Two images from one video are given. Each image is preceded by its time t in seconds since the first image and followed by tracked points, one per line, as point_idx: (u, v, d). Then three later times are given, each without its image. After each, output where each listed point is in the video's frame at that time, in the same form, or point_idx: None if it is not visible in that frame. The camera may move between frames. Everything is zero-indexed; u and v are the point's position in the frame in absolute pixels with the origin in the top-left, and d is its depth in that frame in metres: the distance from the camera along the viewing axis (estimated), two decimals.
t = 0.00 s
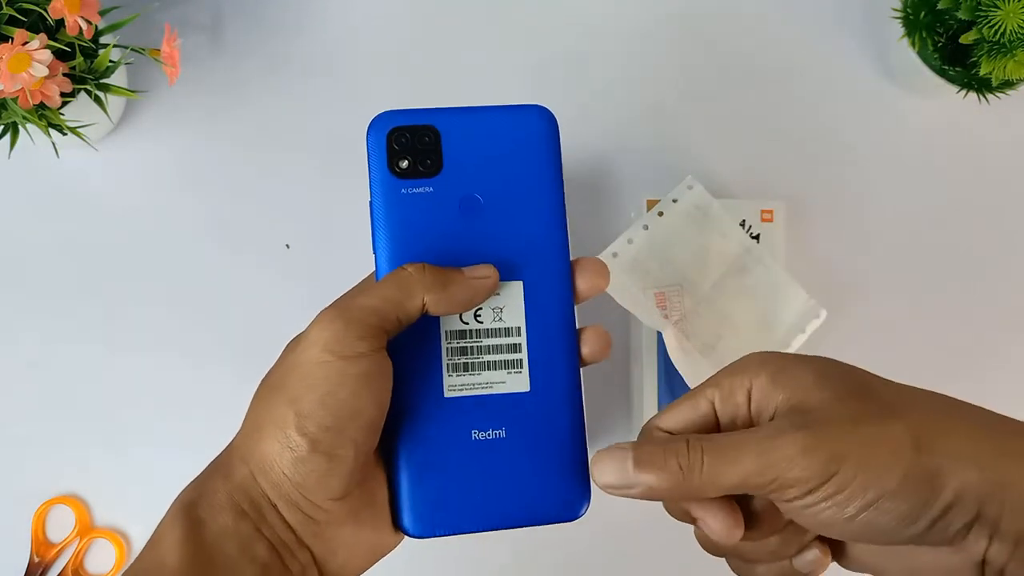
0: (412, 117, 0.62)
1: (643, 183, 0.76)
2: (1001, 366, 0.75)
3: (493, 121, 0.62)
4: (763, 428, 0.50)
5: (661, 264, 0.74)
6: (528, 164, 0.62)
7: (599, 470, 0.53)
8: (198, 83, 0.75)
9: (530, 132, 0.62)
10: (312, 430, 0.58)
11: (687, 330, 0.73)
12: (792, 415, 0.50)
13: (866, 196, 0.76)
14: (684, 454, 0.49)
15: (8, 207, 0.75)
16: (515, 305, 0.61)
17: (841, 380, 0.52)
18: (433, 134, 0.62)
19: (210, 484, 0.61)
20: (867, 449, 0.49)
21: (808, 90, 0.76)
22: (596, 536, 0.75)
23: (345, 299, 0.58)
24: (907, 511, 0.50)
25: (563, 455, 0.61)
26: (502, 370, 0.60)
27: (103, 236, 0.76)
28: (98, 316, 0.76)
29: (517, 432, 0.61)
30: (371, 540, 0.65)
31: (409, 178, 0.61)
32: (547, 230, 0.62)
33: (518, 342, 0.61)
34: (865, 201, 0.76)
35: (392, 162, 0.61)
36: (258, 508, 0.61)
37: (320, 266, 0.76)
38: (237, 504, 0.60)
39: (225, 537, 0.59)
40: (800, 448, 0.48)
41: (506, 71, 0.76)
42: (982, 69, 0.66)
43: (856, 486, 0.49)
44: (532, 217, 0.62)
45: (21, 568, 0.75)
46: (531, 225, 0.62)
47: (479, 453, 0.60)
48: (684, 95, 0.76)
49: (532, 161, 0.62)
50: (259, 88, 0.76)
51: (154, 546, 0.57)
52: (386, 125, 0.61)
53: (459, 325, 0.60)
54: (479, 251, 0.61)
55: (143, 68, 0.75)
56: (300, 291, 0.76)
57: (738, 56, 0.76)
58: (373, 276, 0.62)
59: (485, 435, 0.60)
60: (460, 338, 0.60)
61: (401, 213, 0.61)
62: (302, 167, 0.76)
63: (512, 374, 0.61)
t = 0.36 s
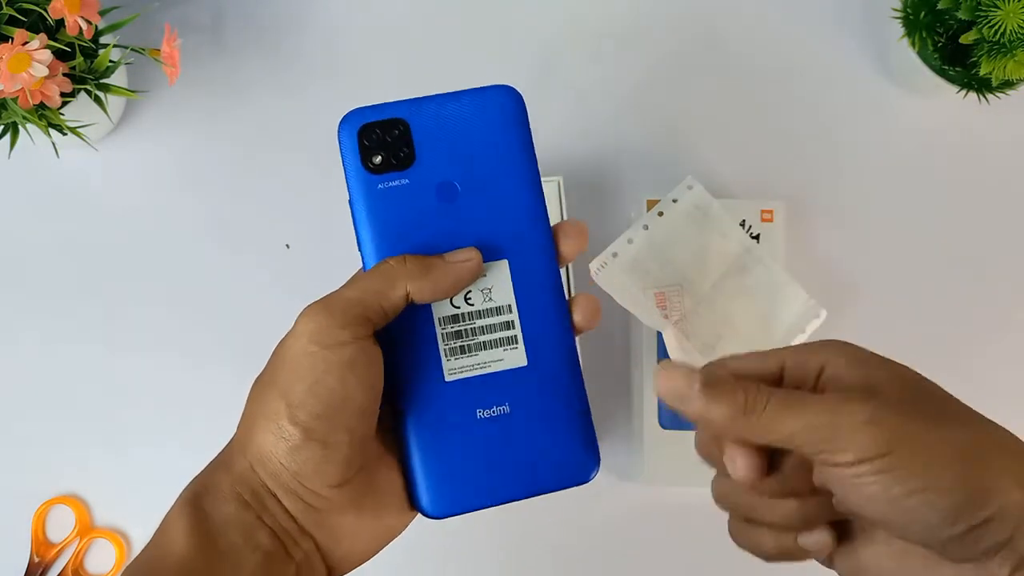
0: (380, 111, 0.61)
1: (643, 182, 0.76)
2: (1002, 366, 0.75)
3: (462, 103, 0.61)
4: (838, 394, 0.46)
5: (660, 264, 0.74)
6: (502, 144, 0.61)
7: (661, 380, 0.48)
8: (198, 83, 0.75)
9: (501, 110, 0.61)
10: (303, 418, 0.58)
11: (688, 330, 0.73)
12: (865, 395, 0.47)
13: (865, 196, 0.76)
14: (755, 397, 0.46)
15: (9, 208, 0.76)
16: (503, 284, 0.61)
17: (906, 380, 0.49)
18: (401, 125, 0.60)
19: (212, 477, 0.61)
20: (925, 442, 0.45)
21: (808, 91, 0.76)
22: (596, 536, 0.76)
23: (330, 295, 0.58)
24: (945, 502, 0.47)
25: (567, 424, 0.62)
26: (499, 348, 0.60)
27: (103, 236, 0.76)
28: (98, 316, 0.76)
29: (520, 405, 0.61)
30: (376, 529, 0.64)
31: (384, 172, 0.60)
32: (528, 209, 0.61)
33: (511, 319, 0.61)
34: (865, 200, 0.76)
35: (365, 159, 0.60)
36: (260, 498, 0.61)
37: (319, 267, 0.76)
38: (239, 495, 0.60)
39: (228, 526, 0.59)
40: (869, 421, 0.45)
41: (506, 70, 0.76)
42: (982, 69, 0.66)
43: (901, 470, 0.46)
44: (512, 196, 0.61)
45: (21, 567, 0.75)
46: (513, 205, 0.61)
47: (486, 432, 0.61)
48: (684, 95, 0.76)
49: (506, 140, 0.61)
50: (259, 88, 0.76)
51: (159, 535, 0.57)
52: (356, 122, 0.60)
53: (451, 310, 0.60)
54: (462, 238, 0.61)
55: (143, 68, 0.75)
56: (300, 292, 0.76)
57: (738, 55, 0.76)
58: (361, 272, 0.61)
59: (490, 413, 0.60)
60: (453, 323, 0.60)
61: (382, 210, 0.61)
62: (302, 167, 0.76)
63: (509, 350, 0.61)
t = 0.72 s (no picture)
0: (368, 96, 0.61)
1: (643, 181, 0.76)
2: (1002, 367, 0.75)
3: (448, 81, 0.61)
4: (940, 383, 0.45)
5: (661, 264, 0.74)
6: (491, 119, 0.61)
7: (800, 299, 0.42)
8: (198, 83, 0.76)
9: (487, 85, 0.61)
10: (309, 400, 0.58)
11: (688, 330, 0.73)
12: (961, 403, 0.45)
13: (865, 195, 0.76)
14: (862, 353, 0.44)
15: (9, 208, 0.76)
16: (506, 260, 0.61)
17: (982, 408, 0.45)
18: (392, 110, 0.61)
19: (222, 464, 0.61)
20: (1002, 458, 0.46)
21: (808, 90, 0.76)
22: (597, 535, 0.76)
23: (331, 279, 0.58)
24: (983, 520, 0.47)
25: (580, 395, 0.62)
26: (507, 324, 0.61)
27: (103, 236, 0.76)
28: (98, 315, 0.76)
29: (533, 377, 0.61)
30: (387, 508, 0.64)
31: (378, 158, 0.61)
32: (522, 183, 0.61)
33: (517, 294, 0.61)
34: (865, 200, 0.76)
35: (357, 146, 0.61)
36: (270, 480, 0.60)
37: (319, 266, 0.76)
38: (249, 478, 0.60)
39: (240, 509, 0.59)
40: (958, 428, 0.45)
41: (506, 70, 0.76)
42: (982, 69, 0.66)
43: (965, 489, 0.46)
44: (505, 171, 0.61)
45: (21, 567, 0.75)
46: (507, 180, 0.61)
47: (500, 407, 0.61)
48: (684, 95, 0.76)
49: (494, 114, 0.61)
50: (259, 88, 0.76)
51: (173, 520, 0.57)
52: (345, 109, 0.61)
53: (456, 289, 0.60)
54: (459, 217, 0.61)
55: (143, 68, 0.75)
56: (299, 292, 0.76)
57: (738, 55, 0.76)
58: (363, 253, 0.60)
59: (503, 388, 0.61)
60: (460, 302, 0.60)
61: (378, 195, 0.61)
62: (302, 166, 0.76)
63: (517, 325, 0.61)
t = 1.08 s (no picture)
0: (369, 105, 0.61)
1: (643, 181, 0.76)
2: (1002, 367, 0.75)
3: (449, 89, 0.61)
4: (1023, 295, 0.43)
5: (661, 265, 0.74)
6: (491, 126, 0.61)
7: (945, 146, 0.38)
8: (198, 83, 0.76)
9: (486, 92, 0.61)
10: (308, 408, 0.58)
11: (688, 330, 0.73)
12: None
13: (865, 195, 0.76)
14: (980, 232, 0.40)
15: (10, 208, 0.76)
16: (510, 266, 0.61)
17: None
18: (392, 118, 0.61)
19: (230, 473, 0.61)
20: None
21: (807, 90, 0.76)
22: (597, 535, 0.76)
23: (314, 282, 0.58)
24: None
25: (585, 399, 0.62)
26: (511, 329, 0.60)
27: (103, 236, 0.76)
28: (98, 315, 0.76)
29: (537, 383, 0.61)
30: (397, 513, 0.64)
31: (380, 166, 0.61)
32: (523, 189, 0.61)
33: (521, 299, 0.60)
34: (865, 201, 0.76)
35: (358, 154, 0.61)
36: (278, 488, 0.60)
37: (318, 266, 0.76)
38: (257, 486, 0.60)
39: (250, 517, 0.59)
40: None
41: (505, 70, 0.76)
42: (982, 69, 0.66)
43: None
44: (507, 177, 0.61)
45: (21, 567, 0.75)
46: (508, 188, 0.61)
47: (505, 413, 0.61)
48: (684, 95, 0.76)
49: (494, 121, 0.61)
50: (259, 88, 0.76)
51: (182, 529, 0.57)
52: (347, 118, 0.61)
53: (460, 296, 0.60)
54: (461, 225, 0.61)
55: (143, 68, 0.75)
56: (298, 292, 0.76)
57: (738, 55, 0.76)
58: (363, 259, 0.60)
59: (508, 394, 0.61)
60: (463, 308, 0.60)
61: (380, 203, 0.61)
62: (302, 167, 0.76)
63: (521, 330, 0.61)
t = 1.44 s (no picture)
0: (382, 96, 0.61)
1: (643, 181, 0.76)
2: (1004, 367, 0.75)
3: (461, 83, 0.61)
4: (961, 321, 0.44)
5: (660, 265, 0.74)
6: (503, 120, 0.61)
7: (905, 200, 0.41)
8: (198, 83, 0.76)
9: (499, 87, 0.60)
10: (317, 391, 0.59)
11: (688, 331, 0.73)
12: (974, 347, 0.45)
13: (865, 195, 0.76)
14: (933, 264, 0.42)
15: (10, 208, 0.76)
16: (516, 260, 0.61)
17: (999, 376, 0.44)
18: (404, 109, 0.61)
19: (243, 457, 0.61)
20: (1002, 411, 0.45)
21: (808, 90, 0.76)
22: (597, 535, 0.76)
23: (308, 266, 0.59)
24: (970, 491, 0.46)
25: (588, 393, 0.62)
26: (516, 323, 0.61)
27: (103, 236, 0.76)
28: (98, 315, 0.76)
29: (540, 377, 0.61)
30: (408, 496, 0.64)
31: (391, 157, 0.61)
32: (535, 184, 0.61)
33: (527, 294, 0.61)
34: (865, 200, 0.76)
35: (370, 145, 0.61)
36: (291, 472, 0.60)
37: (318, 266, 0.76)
38: (270, 470, 0.60)
39: (265, 500, 0.59)
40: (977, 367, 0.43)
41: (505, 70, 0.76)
42: (982, 69, 0.66)
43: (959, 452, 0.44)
44: (518, 171, 0.61)
45: (21, 567, 0.75)
46: (519, 181, 0.61)
47: (508, 406, 0.61)
48: (684, 96, 0.76)
49: (507, 115, 0.61)
50: (259, 87, 0.76)
51: (198, 511, 0.57)
52: (359, 109, 0.61)
53: (467, 288, 0.60)
54: (469, 219, 0.60)
55: (143, 68, 0.75)
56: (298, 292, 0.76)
57: (738, 55, 0.76)
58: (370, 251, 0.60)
59: (511, 387, 0.61)
60: (469, 301, 0.60)
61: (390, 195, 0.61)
62: (301, 167, 0.76)
63: (526, 324, 0.61)
